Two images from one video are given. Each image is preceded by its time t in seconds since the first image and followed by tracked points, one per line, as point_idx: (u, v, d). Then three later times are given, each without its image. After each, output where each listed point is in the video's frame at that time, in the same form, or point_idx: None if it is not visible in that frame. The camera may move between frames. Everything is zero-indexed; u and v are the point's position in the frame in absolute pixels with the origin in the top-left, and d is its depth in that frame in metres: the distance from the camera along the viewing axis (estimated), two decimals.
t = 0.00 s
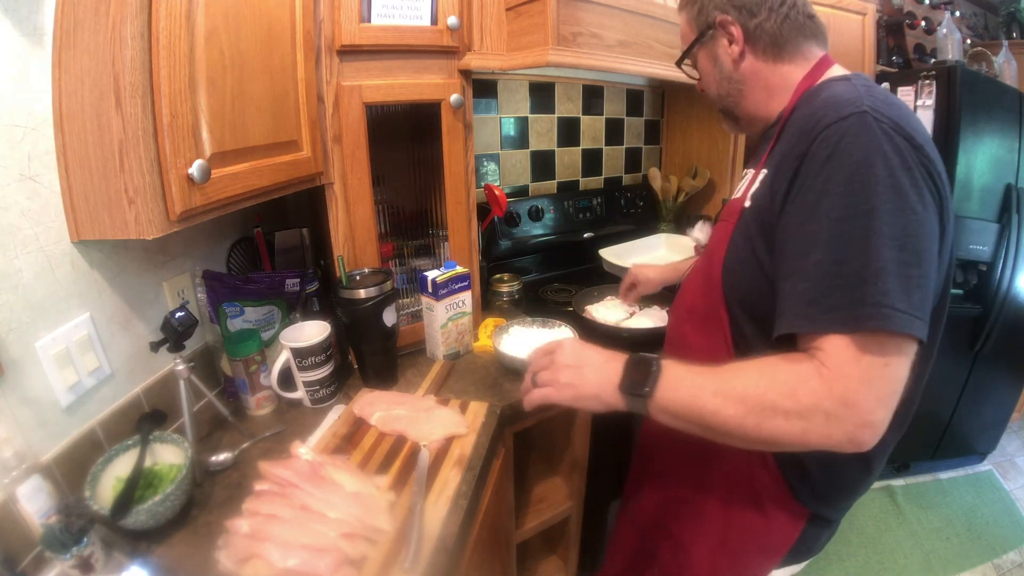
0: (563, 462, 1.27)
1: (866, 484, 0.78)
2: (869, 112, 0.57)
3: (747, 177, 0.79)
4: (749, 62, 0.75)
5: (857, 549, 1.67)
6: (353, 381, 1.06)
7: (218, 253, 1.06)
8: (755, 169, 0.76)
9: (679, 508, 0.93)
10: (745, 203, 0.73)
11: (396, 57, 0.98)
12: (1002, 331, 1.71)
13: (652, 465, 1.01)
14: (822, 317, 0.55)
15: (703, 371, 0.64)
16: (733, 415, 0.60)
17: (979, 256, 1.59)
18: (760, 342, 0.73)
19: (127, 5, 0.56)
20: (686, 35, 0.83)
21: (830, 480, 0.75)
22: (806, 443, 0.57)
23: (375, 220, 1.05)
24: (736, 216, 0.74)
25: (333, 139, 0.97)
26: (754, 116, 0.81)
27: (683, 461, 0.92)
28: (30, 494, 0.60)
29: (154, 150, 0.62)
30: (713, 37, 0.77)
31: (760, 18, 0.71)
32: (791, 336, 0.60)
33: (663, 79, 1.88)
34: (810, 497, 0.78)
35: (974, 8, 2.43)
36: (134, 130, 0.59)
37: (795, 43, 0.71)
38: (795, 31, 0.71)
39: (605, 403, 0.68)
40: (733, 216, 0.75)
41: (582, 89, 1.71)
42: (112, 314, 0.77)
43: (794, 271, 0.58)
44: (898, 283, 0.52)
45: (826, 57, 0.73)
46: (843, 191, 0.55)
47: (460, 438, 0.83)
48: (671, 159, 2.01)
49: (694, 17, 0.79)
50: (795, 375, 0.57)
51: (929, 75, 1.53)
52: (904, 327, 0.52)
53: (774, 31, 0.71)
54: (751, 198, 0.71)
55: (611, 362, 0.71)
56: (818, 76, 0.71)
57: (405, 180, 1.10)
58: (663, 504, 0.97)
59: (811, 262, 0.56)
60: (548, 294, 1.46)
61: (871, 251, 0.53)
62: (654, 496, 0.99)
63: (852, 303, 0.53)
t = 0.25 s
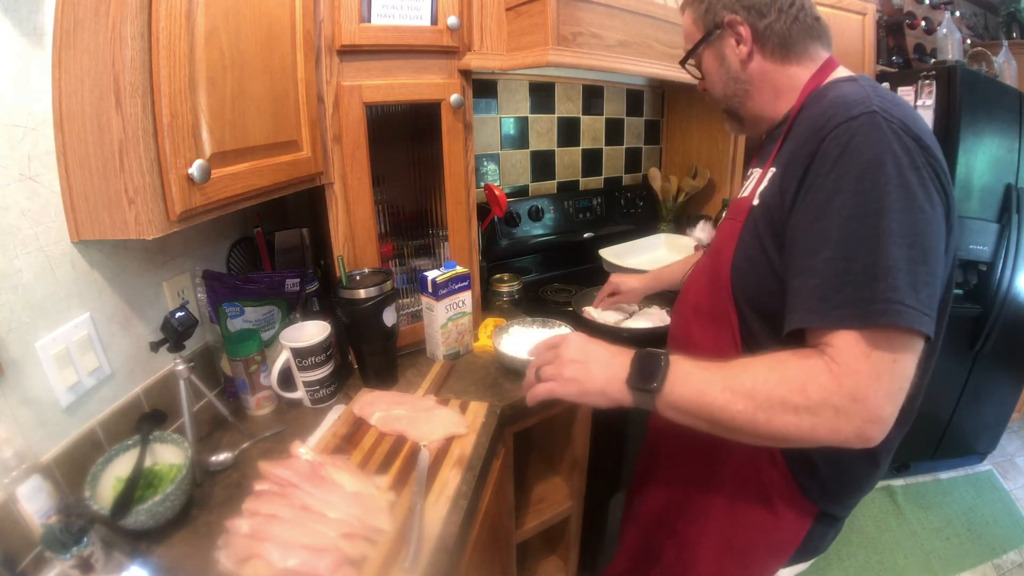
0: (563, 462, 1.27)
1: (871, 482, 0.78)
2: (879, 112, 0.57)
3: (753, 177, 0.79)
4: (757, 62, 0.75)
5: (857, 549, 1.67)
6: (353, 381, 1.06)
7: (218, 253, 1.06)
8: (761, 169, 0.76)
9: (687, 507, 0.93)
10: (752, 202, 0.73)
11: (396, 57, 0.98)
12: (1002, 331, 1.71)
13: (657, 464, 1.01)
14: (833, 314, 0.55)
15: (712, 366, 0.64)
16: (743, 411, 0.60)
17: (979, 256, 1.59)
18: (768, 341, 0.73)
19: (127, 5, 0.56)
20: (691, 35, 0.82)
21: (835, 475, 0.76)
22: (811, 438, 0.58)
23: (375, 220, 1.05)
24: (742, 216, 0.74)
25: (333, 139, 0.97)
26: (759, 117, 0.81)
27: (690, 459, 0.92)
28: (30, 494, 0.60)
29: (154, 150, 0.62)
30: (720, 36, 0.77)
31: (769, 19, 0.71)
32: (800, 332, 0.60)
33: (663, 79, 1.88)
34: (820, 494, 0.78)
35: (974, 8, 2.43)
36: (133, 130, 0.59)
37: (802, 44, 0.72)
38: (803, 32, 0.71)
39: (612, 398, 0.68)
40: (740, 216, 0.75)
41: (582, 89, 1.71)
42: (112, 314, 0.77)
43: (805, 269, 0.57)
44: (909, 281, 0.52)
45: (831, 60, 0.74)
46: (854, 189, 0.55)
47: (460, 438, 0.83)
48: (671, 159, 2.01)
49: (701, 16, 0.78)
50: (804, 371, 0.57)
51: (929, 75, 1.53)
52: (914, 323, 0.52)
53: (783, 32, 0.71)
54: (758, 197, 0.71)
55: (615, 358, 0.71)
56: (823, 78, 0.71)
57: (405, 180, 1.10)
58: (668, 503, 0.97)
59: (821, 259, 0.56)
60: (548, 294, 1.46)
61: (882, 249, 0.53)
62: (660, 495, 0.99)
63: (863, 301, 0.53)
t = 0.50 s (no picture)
0: (563, 462, 1.26)
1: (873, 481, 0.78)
2: (884, 113, 0.57)
3: (755, 177, 0.79)
4: (758, 61, 0.75)
5: (858, 549, 1.67)
6: (353, 381, 1.06)
7: (217, 253, 1.06)
8: (763, 169, 0.76)
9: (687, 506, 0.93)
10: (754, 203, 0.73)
11: (396, 57, 0.98)
12: (1002, 331, 1.71)
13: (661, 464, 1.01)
14: (837, 317, 0.55)
15: (715, 368, 0.64)
16: (747, 413, 0.60)
17: (979, 256, 1.59)
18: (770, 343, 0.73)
19: (127, 5, 0.56)
20: (691, 36, 0.82)
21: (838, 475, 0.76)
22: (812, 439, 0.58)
23: (375, 220, 1.05)
24: (744, 216, 0.74)
25: (333, 139, 0.97)
26: (761, 116, 0.81)
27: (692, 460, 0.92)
28: (30, 494, 0.60)
29: (154, 150, 0.62)
30: (721, 36, 0.76)
31: (769, 17, 0.71)
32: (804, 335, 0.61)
33: (663, 79, 1.88)
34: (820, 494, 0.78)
35: (974, 8, 2.43)
36: (134, 130, 0.59)
37: (802, 42, 0.72)
38: (803, 30, 0.71)
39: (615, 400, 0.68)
40: (741, 216, 0.74)
41: (582, 90, 1.71)
42: (112, 314, 0.77)
43: (809, 271, 0.57)
44: (913, 284, 0.52)
45: (833, 59, 0.74)
46: (859, 191, 0.55)
47: (460, 438, 0.83)
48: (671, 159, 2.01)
49: (701, 17, 0.78)
50: (809, 373, 0.57)
51: (929, 75, 1.53)
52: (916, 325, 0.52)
53: (783, 31, 0.71)
54: (761, 197, 0.71)
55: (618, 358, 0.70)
56: (824, 79, 0.72)
57: (405, 180, 1.10)
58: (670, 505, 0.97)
59: (825, 261, 0.56)
60: (548, 294, 1.46)
61: (887, 252, 0.53)
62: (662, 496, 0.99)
63: (867, 304, 0.54)
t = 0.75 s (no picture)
0: (564, 462, 1.26)
1: (873, 486, 0.78)
2: (881, 119, 0.57)
3: (754, 181, 0.79)
4: (752, 64, 0.75)
5: (858, 549, 1.67)
6: (353, 381, 1.06)
7: (218, 253, 1.06)
8: (761, 174, 0.76)
9: (688, 512, 0.93)
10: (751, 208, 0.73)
11: (396, 57, 0.98)
12: (1002, 330, 1.71)
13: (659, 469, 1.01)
14: (833, 328, 0.55)
15: (711, 379, 0.64)
16: (744, 425, 0.59)
17: (979, 256, 1.59)
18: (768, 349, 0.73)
19: (127, 5, 0.56)
20: (685, 42, 0.82)
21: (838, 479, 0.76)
22: (808, 451, 0.58)
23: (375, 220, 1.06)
24: (742, 222, 0.74)
25: (333, 140, 0.97)
26: (758, 118, 0.81)
27: (691, 467, 0.92)
28: (30, 494, 0.60)
29: (154, 150, 0.62)
30: (714, 41, 0.77)
31: (761, 19, 0.71)
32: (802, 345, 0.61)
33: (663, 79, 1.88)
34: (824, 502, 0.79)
35: (974, 9, 2.43)
36: (134, 130, 0.59)
37: (796, 43, 0.72)
38: (796, 31, 0.71)
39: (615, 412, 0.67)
40: (739, 224, 0.75)
41: (582, 90, 1.71)
42: (112, 314, 0.77)
43: (806, 282, 0.57)
44: (910, 296, 0.52)
45: (829, 59, 0.74)
46: (856, 200, 0.55)
47: (460, 438, 0.83)
48: (672, 159, 2.01)
49: (693, 22, 0.78)
50: (806, 385, 0.57)
51: (929, 75, 1.53)
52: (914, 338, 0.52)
53: (776, 32, 0.71)
54: (759, 203, 0.71)
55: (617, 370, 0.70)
56: (822, 80, 0.72)
57: (405, 180, 1.10)
58: (670, 509, 0.97)
59: (823, 272, 0.56)
60: (548, 294, 1.46)
61: (884, 263, 0.53)
62: (662, 501, 0.99)
63: (865, 315, 0.53)
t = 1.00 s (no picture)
0: (564, 462, 1.26)
1: (862, 510, 0.76)
2: (895, 126, 0.55)
3: (764, 181, 0.78)
4: (770, 58, 0.74)
5: (857, 549, 1.67)
6: (353, 381, 1.06)
7: (217, 253, 1.06)
8: (771, 174, 0.75)
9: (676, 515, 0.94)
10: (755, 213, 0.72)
11: (396, 57, 0.98)
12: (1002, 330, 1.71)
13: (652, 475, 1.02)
14: (819, 348, 0.54)
15: (686, 384, 0.64)
16: (714, 437, 0.59)
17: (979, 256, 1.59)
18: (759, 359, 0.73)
19: (127, 5, 0.56)
20: (703, 31, 0.82)
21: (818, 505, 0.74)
22: (778, 471, 0.57)
23: (375, 220, 1.06)
24: (745, 223, 0.74)
25: (333, 139, 0.97)
26: (773, 113, 0.80)
27: (679, 471, 0.93)
28: (30, 494, 0.60)
29: (154, 150, 0.62)
30: (731, 32, 0.76)
31: (781, 11, 0.70)
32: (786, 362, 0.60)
33: (663, 79, 1.88)
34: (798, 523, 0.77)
35: (974, 9, 2.44)
36: (133, 131, 0.60)
37: (819, 39, 0.70)
38: (818, 26, 0.70)
39: (590, 408, 0.68)
40: (742, 222, 0.75)
41: (582, 90, 1.71)
42: (112, 314, 0.77)
43: (797, 292, 0.57)
44: (903, 318, 0.51)
45: (852, 58, 0.72)
46: (858, 212, 0.53)
47: (460, 438, 0.83)
48: (671, 160, 2.01)
49: (712, 11, 0.78)
50: (786, 403, 0.56)
51: (929, 75, 1.53)
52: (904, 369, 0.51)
53: (796, 26, 0.70)
54: (762, 207, 0.70)
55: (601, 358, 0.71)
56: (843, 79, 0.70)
57: (405, 180, 1.10)
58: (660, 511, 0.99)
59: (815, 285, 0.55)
60: (548, 294, 1.46)
61: (878, 281, 0.52)
62: (653, 502, 1.01)
63: (854, 334, 0.53)
